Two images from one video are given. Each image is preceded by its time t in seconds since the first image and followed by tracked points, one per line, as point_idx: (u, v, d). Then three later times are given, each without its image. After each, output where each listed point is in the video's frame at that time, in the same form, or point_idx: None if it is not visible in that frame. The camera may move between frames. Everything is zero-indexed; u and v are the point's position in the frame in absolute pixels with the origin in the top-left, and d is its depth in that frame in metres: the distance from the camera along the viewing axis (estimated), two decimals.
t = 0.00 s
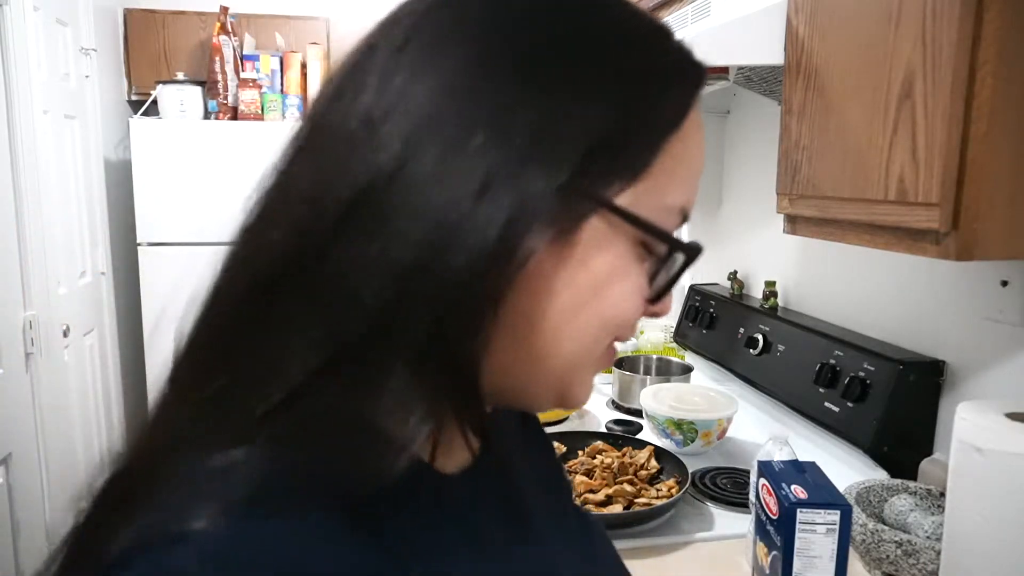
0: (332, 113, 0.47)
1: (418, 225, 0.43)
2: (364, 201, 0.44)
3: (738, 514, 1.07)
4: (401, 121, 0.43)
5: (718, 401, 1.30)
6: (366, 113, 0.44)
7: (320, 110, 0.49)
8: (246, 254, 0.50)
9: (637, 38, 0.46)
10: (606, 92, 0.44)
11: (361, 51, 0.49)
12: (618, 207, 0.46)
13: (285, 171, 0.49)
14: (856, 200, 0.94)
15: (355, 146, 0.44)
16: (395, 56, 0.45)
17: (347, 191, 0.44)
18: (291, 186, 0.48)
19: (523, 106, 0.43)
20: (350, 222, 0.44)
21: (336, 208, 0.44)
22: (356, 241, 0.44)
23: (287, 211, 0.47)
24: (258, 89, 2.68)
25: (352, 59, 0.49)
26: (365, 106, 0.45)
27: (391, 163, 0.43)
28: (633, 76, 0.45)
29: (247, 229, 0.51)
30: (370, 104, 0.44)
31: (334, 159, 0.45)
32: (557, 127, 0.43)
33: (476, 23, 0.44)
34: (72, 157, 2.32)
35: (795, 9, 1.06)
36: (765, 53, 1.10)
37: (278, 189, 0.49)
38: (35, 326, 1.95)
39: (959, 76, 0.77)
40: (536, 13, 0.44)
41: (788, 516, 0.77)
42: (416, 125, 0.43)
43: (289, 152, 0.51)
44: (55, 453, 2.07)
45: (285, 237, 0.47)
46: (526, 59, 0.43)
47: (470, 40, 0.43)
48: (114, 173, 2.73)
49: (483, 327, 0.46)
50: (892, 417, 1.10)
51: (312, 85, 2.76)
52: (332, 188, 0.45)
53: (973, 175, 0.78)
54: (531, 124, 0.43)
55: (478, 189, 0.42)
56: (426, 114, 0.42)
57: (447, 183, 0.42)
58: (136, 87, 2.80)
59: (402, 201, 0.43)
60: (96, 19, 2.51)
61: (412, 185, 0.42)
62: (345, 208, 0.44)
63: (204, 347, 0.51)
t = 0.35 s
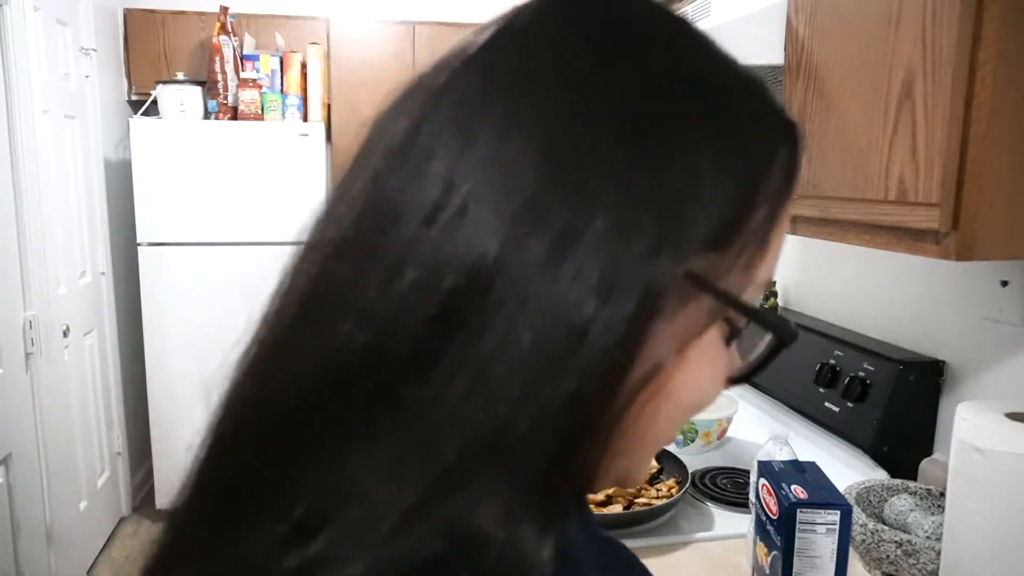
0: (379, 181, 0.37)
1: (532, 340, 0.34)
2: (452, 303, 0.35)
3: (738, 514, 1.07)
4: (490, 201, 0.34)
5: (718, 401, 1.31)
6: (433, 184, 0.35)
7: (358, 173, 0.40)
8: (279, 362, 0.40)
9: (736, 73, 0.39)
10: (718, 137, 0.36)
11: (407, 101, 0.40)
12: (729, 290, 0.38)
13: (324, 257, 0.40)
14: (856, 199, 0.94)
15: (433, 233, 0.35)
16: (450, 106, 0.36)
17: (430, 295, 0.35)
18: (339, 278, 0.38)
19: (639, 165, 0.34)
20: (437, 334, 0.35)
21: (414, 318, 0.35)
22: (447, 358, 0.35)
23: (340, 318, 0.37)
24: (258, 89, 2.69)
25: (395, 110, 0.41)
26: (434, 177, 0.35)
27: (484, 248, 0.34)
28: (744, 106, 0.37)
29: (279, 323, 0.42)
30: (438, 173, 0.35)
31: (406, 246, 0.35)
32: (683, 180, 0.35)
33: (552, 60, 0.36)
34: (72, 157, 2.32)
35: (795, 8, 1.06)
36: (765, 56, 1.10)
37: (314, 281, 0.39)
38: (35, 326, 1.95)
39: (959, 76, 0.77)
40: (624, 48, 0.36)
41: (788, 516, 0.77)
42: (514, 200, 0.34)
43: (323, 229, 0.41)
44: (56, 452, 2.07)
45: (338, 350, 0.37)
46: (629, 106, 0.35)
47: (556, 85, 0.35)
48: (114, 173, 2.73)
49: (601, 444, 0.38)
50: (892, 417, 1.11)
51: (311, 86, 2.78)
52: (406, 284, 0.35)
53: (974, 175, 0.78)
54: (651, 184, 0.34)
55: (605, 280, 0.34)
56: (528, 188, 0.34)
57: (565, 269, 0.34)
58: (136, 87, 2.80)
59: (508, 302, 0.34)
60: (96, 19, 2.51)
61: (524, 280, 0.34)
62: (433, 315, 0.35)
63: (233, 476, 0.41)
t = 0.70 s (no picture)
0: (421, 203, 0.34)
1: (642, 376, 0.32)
2: (545, 341, 0.31)
3: (738, 514, 1.07)
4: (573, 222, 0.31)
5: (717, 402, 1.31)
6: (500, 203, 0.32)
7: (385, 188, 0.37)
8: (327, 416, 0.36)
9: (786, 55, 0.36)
10: (793, 134, 0.34)
11: (430, 102, 0.37)
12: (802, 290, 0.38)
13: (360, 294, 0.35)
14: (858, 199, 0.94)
15: (508, 260, 0.31)
16: (495, 110, 0.32)
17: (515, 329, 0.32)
18: (389, 321, 0.34)
19: (723, 172, 0.32)
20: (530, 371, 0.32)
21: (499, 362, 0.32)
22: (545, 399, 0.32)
23: (399, 365, 0.33)
24: (257, 89, 2.69)
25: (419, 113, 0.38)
26: (498, 196, 0.32)
27: (567, 269, 0.31)
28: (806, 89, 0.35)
29: (311, 366, 0.38)
30: (502, 189, 0.32)
31: (476, 273, 0.32)
32: (769, 173, 0.33)
33: (598, 56, 0.32)
34: (73, 157, 2.32)
35: (795, 9, 1.06)
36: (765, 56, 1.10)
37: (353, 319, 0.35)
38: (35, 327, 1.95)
39: (959, 75, 0.76)
40: (674, 40, 0.33)
41: (788, 516, 0.77)
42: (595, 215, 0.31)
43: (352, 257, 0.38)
44: (56, 453, 2.07)
45: (409, 402, 0.33)
46: (699, 106, 0.32)
47: (618, 87, 0.32)
48: (114, 173, 2.73)
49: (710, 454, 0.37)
50: (891, 417, 1.11)
51: (311, 86, 2.79)
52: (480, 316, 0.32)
53: (974, 175, 0.78)
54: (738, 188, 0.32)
55: (706, 294, 0.32)
56: (609, 203, 0.31)
57: (664, 283, 0.31)
58: (136, 87, 2.80)
59: (611, 334, 0.31)
60: (96, 19, 2.51)
61: (625, 307, 0.31)
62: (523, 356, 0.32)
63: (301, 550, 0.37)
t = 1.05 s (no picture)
0: (474, 263, 0.33)
1: (725, 430, 0.34)
2: (632, 405, 0.33)
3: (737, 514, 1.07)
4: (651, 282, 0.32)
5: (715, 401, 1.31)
6: (566, 265, 0.32)
7: (407, 231, 0.36)
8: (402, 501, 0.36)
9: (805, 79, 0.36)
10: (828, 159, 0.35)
11: (448, 139, 0.37)
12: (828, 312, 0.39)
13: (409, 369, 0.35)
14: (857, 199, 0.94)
15: (579, 325, 0.32)
16: (534, 155, 0.33)
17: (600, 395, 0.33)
18: (460, 395, 0.34)
19: (773, 204, 0.33)
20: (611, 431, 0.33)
21: (589, 429, 0.33)
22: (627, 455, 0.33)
23: (482, 441, 0.34)
24: (257, 89, 2.69)
25: (440, 147, 0.38)
26: (561, 257, 0.32)
27: (646, 324, 0.32)
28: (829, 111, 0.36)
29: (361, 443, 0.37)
30: (560, 252, 0.32)
31: (543, 340, 0.33)
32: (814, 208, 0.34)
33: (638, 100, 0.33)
34: (72, 157, 2.32)
35: (795, 8, 1.06)
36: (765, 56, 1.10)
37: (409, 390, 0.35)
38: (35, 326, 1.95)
39: (959, 75, 0.76)
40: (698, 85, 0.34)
41: (788, 516, 0.77)
42: (659, 265, 0.32)
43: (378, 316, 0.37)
44: (56, 453, 2.07)
45: (499, 475, 0.34)
46: (742, 142, 0.33)
47: (663, 141, 0.32)
48: (114, 173, 2.73)
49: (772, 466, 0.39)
50: (892, 418, 1.12)
51: (311, 86, 2.79)
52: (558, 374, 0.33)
53: (974, 175, 0.78)
54: (792, 225, 0.33)
55: (774, 334, 0.34)
56: (677, 253, 0.32)
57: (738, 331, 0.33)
58: (136, 87, 2.80)
59: (698, 392, 0.33)
60: (96, 19, 2.51)
61: (708, 362, 0.33)
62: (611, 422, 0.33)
63: None
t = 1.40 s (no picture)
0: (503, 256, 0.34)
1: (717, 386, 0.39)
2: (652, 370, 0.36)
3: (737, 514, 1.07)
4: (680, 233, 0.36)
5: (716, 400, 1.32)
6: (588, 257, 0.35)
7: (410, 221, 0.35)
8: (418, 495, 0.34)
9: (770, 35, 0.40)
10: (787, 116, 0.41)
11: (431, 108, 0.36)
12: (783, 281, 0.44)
13: (432, 357, 0.33)
14: (857, 199, 0.94)
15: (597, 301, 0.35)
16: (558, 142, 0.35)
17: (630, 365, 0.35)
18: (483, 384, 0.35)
19: (769, 160, 0.38)
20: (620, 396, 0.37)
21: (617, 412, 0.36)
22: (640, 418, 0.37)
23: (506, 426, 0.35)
24: (257, 89, 2.69)
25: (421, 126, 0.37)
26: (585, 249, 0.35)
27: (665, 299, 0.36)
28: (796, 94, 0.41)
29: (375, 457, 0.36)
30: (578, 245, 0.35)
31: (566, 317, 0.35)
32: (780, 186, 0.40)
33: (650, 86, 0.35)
34: (72, 157, 2.32)
35: (795, 9, 1.06)
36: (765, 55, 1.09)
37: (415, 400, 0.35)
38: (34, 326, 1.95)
39: (959, 75, 0.77)
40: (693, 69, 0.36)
41: (788, 516, 0.77)
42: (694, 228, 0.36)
43: (385, 282, 0.33)
44: (56, 453, 2.07)
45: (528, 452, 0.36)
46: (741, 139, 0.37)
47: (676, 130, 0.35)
48: (114, 173, 2.73)
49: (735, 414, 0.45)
50: (891, 417, 1.11)
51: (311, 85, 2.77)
52: (622, 349, 0.35)
53: (974, 175, 0.78)
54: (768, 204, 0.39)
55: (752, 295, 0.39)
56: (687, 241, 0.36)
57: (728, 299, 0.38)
58: (136, 87, 2.81)
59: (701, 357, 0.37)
60: (96, 19, 2.51)
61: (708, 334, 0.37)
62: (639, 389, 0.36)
63: None
